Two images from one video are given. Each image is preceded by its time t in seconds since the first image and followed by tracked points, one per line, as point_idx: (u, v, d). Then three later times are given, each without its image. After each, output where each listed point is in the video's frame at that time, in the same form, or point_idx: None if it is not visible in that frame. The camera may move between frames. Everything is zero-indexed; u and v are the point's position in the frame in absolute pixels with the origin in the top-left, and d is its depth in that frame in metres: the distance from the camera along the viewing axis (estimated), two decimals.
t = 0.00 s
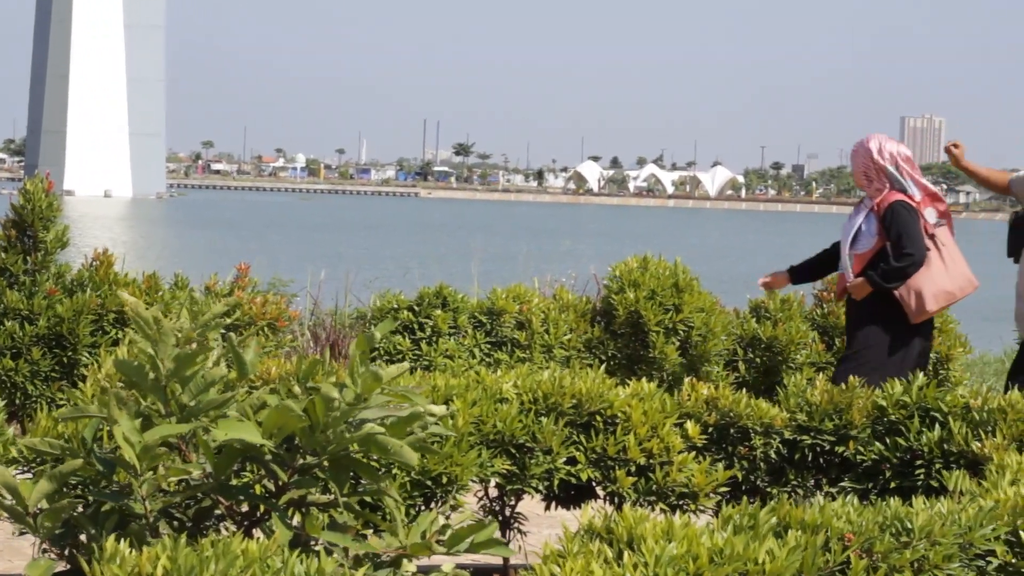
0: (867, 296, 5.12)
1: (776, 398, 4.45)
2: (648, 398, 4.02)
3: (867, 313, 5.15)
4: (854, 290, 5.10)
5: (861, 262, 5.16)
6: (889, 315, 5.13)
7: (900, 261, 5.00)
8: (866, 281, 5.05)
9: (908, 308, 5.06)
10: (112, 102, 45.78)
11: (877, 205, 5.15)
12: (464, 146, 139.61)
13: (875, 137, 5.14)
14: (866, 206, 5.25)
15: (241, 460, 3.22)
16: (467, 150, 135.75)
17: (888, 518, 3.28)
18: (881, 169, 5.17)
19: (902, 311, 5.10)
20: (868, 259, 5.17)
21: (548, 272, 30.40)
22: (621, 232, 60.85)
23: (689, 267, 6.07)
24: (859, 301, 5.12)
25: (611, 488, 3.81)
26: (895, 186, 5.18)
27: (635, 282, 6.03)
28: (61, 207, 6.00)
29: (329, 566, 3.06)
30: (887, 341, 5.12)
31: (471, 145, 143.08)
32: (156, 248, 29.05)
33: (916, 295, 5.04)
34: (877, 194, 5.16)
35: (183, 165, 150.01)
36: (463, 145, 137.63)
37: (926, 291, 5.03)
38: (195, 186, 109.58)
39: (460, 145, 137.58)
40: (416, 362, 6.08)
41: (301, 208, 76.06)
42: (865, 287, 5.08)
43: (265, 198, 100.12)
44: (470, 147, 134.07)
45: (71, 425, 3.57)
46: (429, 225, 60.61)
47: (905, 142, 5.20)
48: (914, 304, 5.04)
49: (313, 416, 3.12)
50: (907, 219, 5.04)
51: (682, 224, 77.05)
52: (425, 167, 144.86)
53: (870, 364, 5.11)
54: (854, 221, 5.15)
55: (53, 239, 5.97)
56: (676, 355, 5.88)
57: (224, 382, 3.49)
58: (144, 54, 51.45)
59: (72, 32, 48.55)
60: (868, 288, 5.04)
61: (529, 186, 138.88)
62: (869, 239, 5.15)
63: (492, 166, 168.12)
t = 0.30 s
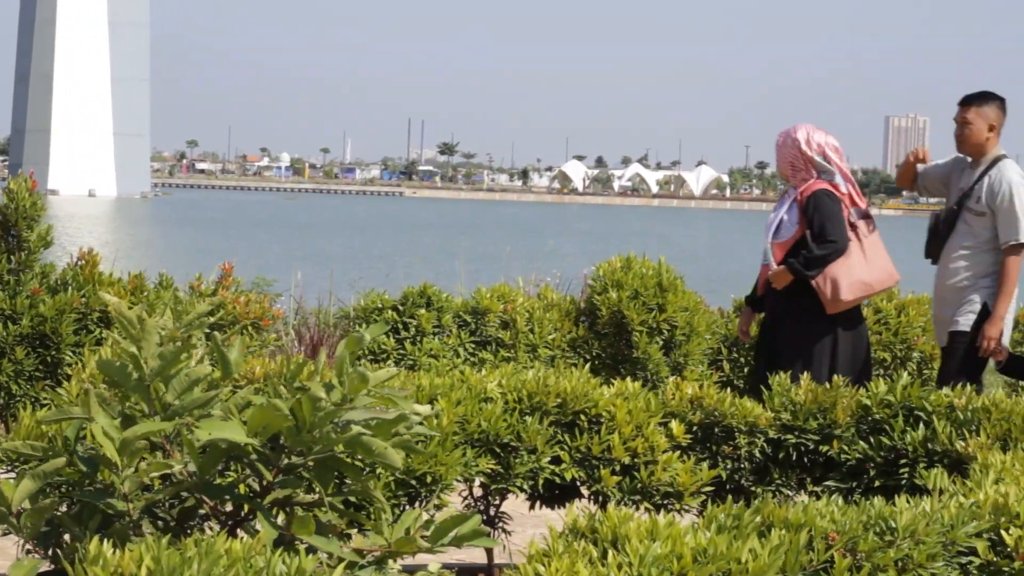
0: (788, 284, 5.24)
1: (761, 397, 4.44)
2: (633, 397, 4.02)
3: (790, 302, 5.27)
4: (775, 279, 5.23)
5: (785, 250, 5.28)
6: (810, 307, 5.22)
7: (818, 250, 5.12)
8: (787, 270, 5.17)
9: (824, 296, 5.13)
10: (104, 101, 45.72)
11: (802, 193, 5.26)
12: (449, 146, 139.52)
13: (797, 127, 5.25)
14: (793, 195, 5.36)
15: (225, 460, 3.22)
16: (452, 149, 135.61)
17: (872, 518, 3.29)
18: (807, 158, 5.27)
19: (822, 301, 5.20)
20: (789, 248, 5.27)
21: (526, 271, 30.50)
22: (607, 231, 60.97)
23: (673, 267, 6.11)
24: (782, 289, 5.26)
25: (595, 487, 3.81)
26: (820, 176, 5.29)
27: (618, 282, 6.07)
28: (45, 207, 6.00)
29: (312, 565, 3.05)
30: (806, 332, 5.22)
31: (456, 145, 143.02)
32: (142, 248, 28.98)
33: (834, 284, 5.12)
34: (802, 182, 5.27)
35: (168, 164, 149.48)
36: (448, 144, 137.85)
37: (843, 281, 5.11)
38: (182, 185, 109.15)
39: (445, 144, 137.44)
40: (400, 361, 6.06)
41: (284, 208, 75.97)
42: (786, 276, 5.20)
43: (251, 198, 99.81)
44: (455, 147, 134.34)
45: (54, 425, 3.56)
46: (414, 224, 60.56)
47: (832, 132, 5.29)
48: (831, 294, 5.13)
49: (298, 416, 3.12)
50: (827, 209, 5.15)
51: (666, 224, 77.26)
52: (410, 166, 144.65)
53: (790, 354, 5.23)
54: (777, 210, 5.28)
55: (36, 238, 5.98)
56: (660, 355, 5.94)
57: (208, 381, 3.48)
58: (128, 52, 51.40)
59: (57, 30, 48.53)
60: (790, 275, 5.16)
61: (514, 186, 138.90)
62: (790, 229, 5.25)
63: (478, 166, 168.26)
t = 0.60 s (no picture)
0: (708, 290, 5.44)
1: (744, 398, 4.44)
2: (617, 397, 4.02)
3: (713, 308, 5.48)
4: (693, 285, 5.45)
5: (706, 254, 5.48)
6: (729, 311, 5.43)
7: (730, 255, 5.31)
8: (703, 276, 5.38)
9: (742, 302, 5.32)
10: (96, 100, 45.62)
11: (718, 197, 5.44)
12: (435, 145, 139.34)
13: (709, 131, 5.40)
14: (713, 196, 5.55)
15: (208, 461, 3.21)
16: (436, 149, 135.36)
17: (856, 517, 3.29)
18: (721, 161, 5.43)
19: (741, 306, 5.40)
20: (708, 251, 5.48)
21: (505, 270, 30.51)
22: (593, 231, 61.02)
23: (656, 268, 6.41)
24: (701, 295, 5.47)
25: (578, 487, 3.81)
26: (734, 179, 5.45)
27: (602, 282, 6.29)
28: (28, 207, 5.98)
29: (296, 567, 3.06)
30: (728, 338, 5.44)
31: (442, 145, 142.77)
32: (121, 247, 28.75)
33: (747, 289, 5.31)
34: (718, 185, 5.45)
35: (153, 165, 148.84)
36: (434, 144, 137.65)
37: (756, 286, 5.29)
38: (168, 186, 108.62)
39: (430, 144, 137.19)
40: (383, 361, 6.05)
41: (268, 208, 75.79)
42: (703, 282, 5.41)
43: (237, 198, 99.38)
44: (441, 148, 134.30)
45: (36, 425, 3.54)
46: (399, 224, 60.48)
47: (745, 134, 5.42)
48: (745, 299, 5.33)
49: (282, 415, 3.11)
50: (740, 212, 5.34)
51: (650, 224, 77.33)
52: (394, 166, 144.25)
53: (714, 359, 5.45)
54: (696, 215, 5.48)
55: (19, 238, 5.97)
56: (644, 354, 6.20)
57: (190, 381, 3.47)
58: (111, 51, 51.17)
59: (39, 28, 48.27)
60: (707, 283, 5.37)
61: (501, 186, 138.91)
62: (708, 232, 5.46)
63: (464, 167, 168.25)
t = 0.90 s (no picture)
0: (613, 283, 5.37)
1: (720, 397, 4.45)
2: (593, 397, 4.03)
3: (609, 299, 5.42)
4: (597, 277, 5.34)
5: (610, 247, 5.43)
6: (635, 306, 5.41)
7: (644, 249, 5.29)
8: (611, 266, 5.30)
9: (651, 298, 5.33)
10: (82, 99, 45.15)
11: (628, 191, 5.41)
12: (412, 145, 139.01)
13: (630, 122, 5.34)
14: (616, 189, 5.50)
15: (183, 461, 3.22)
16: (414, 149, 135.36)
17: (830, 517, 3.29)
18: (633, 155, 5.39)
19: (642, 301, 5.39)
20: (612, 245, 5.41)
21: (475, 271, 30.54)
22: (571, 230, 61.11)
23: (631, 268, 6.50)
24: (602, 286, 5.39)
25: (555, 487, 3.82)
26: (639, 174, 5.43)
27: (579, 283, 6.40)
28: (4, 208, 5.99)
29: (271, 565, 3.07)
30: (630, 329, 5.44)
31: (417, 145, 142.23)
32: (97, 245, 28.57)
33: (658, 284, 5.33)
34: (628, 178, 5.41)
35: (127, 166, 147.63)
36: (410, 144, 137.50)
37: (667, 283, 5.33)
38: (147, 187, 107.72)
39: (405, 145, 136.66)
40: (359, 361, 6.15)
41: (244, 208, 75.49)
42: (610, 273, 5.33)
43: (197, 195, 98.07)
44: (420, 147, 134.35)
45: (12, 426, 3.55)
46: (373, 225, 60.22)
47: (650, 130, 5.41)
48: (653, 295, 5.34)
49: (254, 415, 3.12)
50: (655, 210, 5.32)
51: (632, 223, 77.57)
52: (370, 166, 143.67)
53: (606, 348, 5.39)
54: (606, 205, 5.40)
55: None
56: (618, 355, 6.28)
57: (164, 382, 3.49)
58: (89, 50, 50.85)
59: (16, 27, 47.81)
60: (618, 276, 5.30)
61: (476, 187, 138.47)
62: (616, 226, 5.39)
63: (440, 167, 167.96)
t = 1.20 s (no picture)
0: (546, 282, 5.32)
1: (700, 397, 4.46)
2: (573, 397, 4.03)
3: (541, 299, 5.36)
4: (534, 278, 5.25)
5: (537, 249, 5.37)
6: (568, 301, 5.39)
7: (581, 246, 5.28)
8: (550, 266, 5.24)
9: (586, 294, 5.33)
10: (71, 103, 44.40)
11: (550, 189, 5.37)
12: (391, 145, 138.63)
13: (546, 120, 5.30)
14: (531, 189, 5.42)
15: (165, 462, 3.20)
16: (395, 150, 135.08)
17: (811, 517, 3.29)
18: (551, 155, 5.36)
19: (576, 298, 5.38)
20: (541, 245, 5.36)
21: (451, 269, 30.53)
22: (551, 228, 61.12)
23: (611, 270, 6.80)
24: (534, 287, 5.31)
25: (535, 487, 3.83)
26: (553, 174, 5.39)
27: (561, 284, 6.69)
28: None
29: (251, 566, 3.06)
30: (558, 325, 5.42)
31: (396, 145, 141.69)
32: (73, 244, 28.26)
33: (595, 280, 5.34)
34: (547, 177, 5.36)
35: (104, 166, 146.40)
36: (389, 145, 136.96)
37: (604, 278, 5.34)
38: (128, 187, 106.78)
39: (385, 144, 136.14)
40: (340, 361, 6.27)
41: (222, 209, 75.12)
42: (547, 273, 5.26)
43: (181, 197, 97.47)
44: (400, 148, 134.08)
45: None
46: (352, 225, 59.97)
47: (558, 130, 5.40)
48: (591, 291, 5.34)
49: (237, 418, 3.12)
50: (579, 205, 5.34)
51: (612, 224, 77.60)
52: (351, 167, 143.19)
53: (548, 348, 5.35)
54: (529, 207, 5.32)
55: None
56: (601, 355, 6.59)
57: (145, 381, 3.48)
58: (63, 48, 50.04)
59: None
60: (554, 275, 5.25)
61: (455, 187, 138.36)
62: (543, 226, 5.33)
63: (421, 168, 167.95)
